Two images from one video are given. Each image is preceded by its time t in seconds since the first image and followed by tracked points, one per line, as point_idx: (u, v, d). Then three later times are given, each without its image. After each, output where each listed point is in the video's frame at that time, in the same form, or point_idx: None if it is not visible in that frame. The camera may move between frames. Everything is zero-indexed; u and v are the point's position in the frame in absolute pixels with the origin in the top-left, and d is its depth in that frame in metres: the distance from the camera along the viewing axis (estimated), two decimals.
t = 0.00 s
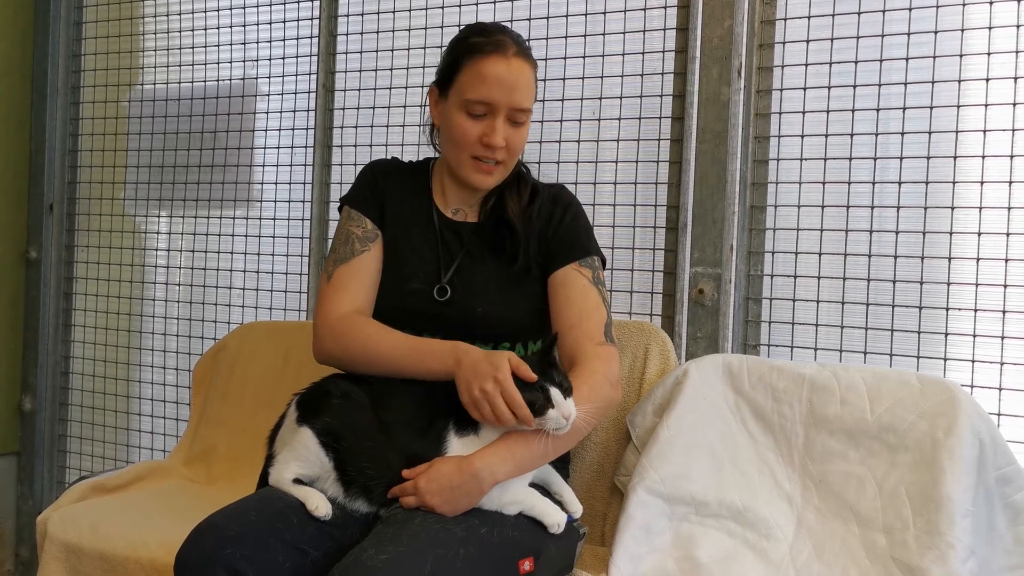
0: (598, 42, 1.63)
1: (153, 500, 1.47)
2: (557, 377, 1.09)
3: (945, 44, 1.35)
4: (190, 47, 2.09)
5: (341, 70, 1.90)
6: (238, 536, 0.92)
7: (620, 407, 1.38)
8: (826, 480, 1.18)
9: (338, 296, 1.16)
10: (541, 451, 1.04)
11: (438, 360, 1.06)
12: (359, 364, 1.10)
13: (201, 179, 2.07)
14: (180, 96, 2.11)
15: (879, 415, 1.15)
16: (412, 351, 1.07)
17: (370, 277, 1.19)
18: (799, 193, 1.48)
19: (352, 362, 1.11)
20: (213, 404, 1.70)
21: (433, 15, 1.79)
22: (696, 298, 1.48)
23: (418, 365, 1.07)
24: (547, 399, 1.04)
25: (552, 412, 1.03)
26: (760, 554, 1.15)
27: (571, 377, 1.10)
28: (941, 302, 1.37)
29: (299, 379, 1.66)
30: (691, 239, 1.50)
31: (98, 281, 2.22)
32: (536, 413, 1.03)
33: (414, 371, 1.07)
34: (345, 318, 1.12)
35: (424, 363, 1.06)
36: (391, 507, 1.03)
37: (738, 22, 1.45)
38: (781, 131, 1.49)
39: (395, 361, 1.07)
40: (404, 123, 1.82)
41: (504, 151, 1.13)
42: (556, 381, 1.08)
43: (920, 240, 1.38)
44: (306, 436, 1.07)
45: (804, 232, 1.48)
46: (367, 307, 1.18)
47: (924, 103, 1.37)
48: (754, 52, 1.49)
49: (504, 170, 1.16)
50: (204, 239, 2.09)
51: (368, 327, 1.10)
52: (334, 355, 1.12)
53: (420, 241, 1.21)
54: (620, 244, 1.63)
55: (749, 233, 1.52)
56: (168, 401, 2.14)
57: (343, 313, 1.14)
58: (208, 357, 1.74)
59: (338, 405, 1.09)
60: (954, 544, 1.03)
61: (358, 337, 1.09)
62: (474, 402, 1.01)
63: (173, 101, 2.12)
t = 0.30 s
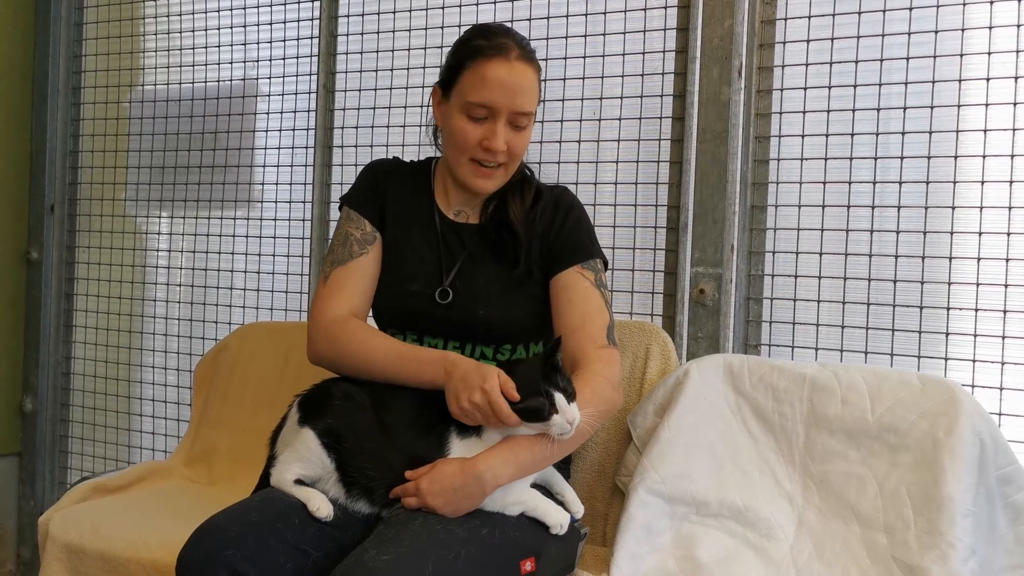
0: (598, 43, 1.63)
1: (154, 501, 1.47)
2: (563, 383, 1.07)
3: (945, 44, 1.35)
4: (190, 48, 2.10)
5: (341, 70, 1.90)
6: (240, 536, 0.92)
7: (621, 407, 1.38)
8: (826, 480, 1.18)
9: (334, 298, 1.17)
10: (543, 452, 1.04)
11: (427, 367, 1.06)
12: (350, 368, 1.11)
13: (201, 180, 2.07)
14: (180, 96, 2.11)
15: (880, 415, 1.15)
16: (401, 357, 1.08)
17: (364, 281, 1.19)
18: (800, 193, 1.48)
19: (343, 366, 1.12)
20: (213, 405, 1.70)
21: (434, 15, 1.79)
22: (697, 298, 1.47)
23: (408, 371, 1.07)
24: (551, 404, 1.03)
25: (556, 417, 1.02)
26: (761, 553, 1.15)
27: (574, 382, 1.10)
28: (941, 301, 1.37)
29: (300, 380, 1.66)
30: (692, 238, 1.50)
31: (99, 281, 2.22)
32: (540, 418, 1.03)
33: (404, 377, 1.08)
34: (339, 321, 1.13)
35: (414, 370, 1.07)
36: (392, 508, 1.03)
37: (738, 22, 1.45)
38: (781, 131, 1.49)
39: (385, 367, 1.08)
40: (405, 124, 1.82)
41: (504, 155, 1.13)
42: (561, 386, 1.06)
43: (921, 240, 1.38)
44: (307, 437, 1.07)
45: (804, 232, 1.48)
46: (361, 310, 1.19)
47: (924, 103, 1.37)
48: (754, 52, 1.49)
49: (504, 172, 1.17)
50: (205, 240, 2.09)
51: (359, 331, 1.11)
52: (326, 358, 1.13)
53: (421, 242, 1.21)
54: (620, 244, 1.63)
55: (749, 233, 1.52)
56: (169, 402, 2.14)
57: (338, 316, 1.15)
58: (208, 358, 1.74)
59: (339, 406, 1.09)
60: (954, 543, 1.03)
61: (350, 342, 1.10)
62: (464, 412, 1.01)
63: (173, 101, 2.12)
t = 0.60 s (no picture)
0: (599, 42, 1.63)
1: (154, 500, 1.47)
2: (563, 385, 1.07)
3: (946, 43, 1.35)
4: (191, 47, 2.09)
5: (342, 70, 1.90)
6: (240, 536, 0.92)
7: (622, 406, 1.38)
8: (827, 479, 1.18)
9: (328, 291, 1.17)
10: (541, 452, 1.04)
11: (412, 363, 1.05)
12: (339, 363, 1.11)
13: (201, 179, 2.08)
14: (180, 96, 2.11)
15: (880, 415, 1.15)
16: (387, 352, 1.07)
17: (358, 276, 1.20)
18: (800, 192, 1.48)
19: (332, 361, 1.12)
20: (213, 404, 1.71)
21: (434, 14, 1.79)
22: (697, 298, 1.47)
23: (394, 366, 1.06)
24: (550, 405, 1.03)
25: (554, 418, 1.02)
26: (761, 553, 1.15)
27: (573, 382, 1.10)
28: (942, 301, 1.36)
29: (300, 379, 1.66)
30: (692, 238, 1.50)
31: (100, 281, 2.23)
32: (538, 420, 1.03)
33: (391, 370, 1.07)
34: (330, 315, 1.13)
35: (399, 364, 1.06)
36: (392, 507, 1.03)
37: (738, 21, 1.45)
38: (782, 130, 1.49)
39: (371, 359, 1.07)
40: (405, 123, 1.82)
41: (505, 160, 1.13)
42: (561, 388, 1.06)
43: (921, 240, 1.38)
44: (307, 436, 1.07)
45: (805, 231, 1.48)
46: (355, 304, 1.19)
47: (925, 102, 1.37)
48: (755, 51, 1.49)
49: (505, 177, 1.16)
50: (205, 239, 2.09)
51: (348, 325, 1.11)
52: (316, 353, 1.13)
53: (420, 242, 1.21)
54: (621, 243, 1.63)
55: (750, 232, 1.52)
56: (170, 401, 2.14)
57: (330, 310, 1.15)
58: (208, 357, 1.74)
59: (339, 405, 1.09)
60: (955, 543, 1.03)
61: (340, 335, 1.10)
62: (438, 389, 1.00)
63: (174, 101, 2.12)
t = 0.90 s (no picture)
0: (600, 41, 1.63)
1: (155, 499, 1.47)
2: (565, 385, 1.08)
3: (947, 43, 1.35)
4: (192, 46, 2.09)
5: (343, 68, 1.90)
6: (241, 535, 0.92)
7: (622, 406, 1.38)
8: (827, 479, 1.18)
9: (331, 288, 1.16)
10: (544, 452, 1.04)
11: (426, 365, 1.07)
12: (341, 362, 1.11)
13: (202, 178, 2.08)
14: (181, 94, 2.11)
15: (881, 414, 1.15)
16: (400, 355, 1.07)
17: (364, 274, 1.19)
18: (801, 192, 1.48)
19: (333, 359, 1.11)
20: (214, 404, 1.71)
21: (435, 13, 1.79)
22: (698, 297, 1.47)
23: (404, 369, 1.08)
24: (552, 404, 1.04)
25: (557, 418, 1.03)
26: (761, 553, 1.15)
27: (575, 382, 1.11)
28: (943, 300, 1.36)
29: (299, 378, 1.66)
30: (692, 237, 1.50)
31: (101, 280, 2.23)
32: (541, 418, 1.03)
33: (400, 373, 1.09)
34: (334, 311, 1.13)
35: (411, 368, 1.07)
36: (393, 507, 1.03)
37: (739, 21, 1.45)
38: (783, 129, 1.49)
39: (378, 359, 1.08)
40: (406, 122, 1.82)
41: (507, 157, 1.13)
42: (563, 389, 1.07)
43: (922, 239, 1.38)
44: (308, 435, 1.08)
45: (806, 231, 1.48)
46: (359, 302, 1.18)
47: (926, 101, 1.37)
48: (756, 50, 1.49)
49: (507, 174, 1.16)
50: (206, 238, 2.09)
51: (358, 323, 1.11)
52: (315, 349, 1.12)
53: (421, 241, 1.21)
54: (622, 242, 1.63)
55: (751, 232, 1.52)
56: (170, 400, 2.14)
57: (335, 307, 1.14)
58: (209, 356, 1.74)
59: (340, 405, 1.09)
60: (955, 542, 1.03)
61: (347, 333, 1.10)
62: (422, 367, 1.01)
63: (175, 100, 2.12)
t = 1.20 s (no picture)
0: (601, 40, 1.63)
1: (154, 498, 1.47)
2: (565, 384, 1.07)
3: (948, 42, 1.35)
4: (193, 45, 2.09)
5: (343, 67, 1.90)
6: (240, 533, 0.92)
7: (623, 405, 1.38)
8: (827, 478, 1.18)
9: (315, 281, 1.17)
10: (545, 452, 1.04)
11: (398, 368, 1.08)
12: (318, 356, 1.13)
13: (202, 177, 2.08)
14: (181, 93, 2.11)
15: (881, 413, 1.16)
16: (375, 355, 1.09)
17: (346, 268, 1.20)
18: (802, 191, 1.48)
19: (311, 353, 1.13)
20: (214, 403, 1.70)
21: (436, 12, 1.79)
22: (698, 296, 1.47)
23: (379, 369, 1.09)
24: (553, 405, 1.04)
25: (557, 420, 1.03)
26: (761, 552, 1.15)
27: (575, 380, 1.10)
28: (944, 300, 1.36)
29: (300, 377, 1.67)
30: (693, 237, 1.50)
31: (101, 279, 2.23)
32: (542, 418, 1.04)
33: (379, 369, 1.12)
34: (316, 306, 1.14)
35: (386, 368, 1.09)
36: (392, 506, 1.03)
37: (740, 20, 1.45)
38: (784, 128, 1.49)
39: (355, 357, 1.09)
40: (407, 121, 1.82)
41: (508, 154, 1.13)
42: (563, 388, 1.06)
43: (923, 239, 1.38)
44: (307, 434, 1.08)
45: (807, 230, 1.48)
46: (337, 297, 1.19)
47: (927, 101, 1.37)
48: (757, 49, 1.49)
49: (507, 172, 1.16)
50: (206, 237, 2.09)
51: (336, 319, 1.12)
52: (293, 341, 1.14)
53: (420, 239, 1.21)
54: (623, 241, 1.63)
55: (752, 231, 1.52)
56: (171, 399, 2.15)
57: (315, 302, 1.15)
58: (210, 354, 1.73)
59: (339, 404, 1.09)
60: (955, 542, 1.03)
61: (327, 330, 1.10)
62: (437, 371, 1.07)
63: (175, 99, 2.12)
